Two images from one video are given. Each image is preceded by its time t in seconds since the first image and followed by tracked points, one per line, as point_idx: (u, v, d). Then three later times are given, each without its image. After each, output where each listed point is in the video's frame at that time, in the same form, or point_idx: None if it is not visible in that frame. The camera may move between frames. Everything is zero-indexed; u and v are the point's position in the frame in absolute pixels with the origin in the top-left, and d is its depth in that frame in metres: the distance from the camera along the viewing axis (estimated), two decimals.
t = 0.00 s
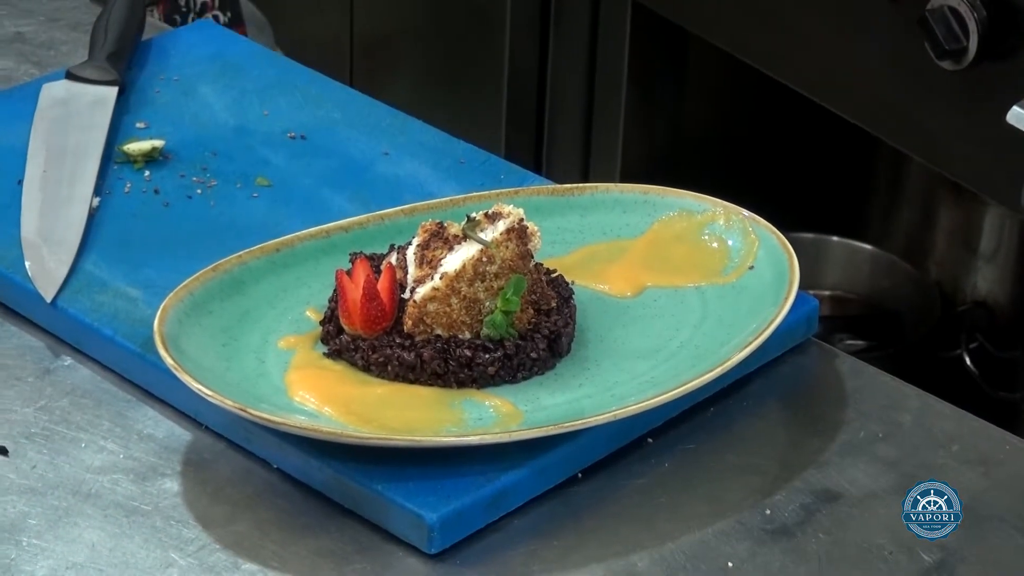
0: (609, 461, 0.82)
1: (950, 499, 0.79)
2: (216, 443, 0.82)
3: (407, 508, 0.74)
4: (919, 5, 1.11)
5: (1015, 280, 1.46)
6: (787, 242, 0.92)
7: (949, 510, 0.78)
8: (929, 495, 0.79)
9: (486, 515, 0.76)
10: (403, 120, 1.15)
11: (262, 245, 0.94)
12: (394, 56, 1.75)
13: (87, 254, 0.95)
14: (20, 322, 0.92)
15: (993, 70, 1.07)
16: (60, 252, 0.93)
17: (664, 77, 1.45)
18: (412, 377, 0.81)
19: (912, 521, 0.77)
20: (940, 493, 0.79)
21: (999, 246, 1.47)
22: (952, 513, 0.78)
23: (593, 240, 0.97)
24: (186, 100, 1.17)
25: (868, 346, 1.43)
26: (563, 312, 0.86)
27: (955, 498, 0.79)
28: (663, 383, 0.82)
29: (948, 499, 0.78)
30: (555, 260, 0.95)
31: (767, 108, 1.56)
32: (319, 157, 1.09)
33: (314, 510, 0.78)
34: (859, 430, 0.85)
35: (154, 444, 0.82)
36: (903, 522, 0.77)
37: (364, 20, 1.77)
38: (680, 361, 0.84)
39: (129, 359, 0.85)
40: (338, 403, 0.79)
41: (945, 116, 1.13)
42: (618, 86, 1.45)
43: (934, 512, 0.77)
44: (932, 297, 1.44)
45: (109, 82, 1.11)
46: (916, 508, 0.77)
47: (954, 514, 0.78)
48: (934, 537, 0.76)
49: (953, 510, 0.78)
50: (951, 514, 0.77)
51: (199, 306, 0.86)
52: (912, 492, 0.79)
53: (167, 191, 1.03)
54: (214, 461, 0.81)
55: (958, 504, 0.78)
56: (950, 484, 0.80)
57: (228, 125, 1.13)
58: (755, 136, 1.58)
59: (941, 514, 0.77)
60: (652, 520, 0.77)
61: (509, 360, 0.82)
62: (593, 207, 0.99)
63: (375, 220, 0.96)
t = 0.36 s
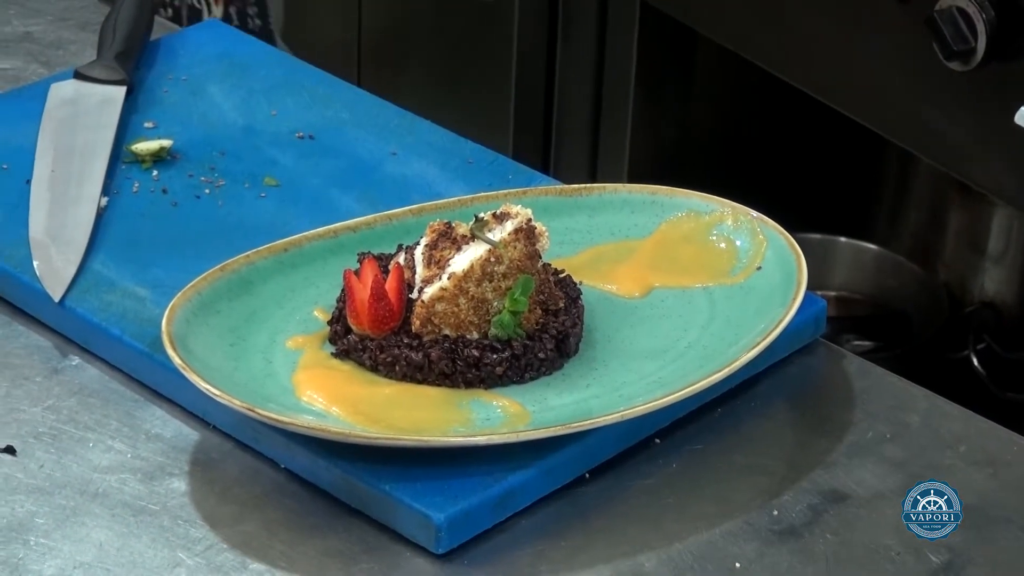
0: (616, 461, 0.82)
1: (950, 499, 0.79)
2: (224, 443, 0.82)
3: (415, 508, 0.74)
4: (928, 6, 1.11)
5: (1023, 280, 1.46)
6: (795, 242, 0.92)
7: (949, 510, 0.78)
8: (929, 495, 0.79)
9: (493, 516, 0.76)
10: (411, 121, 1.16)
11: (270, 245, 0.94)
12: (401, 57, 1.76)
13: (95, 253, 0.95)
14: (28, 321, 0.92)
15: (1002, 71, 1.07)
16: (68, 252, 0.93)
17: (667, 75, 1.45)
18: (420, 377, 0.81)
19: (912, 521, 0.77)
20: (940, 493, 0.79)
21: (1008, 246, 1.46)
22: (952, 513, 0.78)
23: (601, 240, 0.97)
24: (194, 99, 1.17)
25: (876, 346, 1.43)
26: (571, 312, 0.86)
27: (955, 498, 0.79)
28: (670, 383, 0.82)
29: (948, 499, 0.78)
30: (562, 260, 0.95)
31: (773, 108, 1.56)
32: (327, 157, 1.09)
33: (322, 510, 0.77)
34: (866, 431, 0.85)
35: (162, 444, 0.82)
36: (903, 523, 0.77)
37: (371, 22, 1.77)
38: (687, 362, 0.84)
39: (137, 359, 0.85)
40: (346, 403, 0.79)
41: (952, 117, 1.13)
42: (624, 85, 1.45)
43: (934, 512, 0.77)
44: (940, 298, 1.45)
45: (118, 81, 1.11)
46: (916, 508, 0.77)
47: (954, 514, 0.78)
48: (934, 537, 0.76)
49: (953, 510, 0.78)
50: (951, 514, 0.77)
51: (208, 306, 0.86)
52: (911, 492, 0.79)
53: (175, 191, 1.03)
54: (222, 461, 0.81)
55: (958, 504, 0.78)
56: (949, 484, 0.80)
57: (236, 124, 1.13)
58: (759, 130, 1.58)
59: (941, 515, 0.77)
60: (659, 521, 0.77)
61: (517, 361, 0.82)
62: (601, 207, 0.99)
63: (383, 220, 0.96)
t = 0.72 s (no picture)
0: (619, 461, 0.82)
1: (950, 499, 0.79)
2: (226, 443, 0.82)
3: (417, 509, 0.74)
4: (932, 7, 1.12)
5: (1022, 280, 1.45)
6: (796, 241, 0.92)
7: (950, 510, 0.78)
8: (929, 495, 0.79)
9: (495, 516, 0.76)
10: (413, 120, 1.16)
11: (272, 245, 0.94)
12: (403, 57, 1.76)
13: (97, 253, 0.95)
14: (30, 321, 0.92)
15: (1005, 71, 1.07)
16: (70, 252, 0.93)
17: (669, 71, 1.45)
18: (423, 377, 0.81)
19: (912, 521, 0.77)
20: (940, 493, 0.79)
21: (1009, 247, 1.46)
22: (952, 513, 0.78)
23: (604, 240, 0.97)
24: (196, 99, 1.17)
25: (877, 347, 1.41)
26: (573, 312, 0.86)
27: (955, 498, 0.79)
28: (672, 383, 0.82)
29: (948, 499, 0.78)
30: (565, 260, 0.95)
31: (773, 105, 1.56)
32: (329, 157, 1.09)
33: (324, 510, 0.77)
34: (868, 431, 0.85)
35: (165, 444, 0.82)
36: (903, 523, 0.77)
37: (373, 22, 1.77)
38: (689, 362, 0.84)
39: (140, 359, 0.86)
40: (348, 403, 0.79)
41: (954, 117, 1.13)
42: (625, 86, 1.45)
43: (934, 512, 0.77)
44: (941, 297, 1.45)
45: (121, 82, 1.11)
46: (916, 508, 0.77)
47: (954, 514, 0.78)
48: (934, 537, 0.76)
49: (953, 510, 0.78)
50: (951, 514, 0.77)
51: (210, 306, 0.86)
52: (912, 492, 0.79)
53: (177, 191, 1.03)
54: (225, 461, 0.81)
55: (958, 504, 0.78)
56: (950, 484, 0.80)
57: (238, 124, 1.13)
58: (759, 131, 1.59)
59: (941, 515, 0.77)
60: (661, 521, 0.77)
61: (518, 361, 0.82)
62: (603, 207, 0.99)
63: (385, 220, 0.96)
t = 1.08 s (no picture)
0: (618, 461, 0.82)
1: (950, 499, 0.78)
2: (224, 443, 0.82)
3: (416, 509, 0.74)
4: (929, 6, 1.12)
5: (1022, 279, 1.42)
6: (794, 239, 0.92)
7: (950, 510, 0.78)
8: (929, 495, 0.78)
9: (495, 516, 0.76)
10: (411, 120, 1.16)
11: (271, 245, 0.94)
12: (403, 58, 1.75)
13: (96, 253, 0.95)
14: (29, 321, 0.92)
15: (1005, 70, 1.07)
16: (70, 252, 0.93)
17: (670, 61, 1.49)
18: (421, 377, 0.81)
19: (912, 521, 0.77)
20: (940, 493, 0.79)
21: (1008, 246, 1.43)
22: (952, 513, 0.77)
23: (602, 240, 0.98)
24: (194, 100, 1.17)
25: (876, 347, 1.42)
26: (572, 312, 0.86)
27: (955, 498, 0.79)
28: (670, 384, 0.82)
29: (948, 499, 0.78)
30: (564, 260, 0.96)
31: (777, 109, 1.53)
32: (328, 157, 1.09)
33: (323, 510, 0.77)
34: (867, 431, 0.85)
35: (163, 444, 0.82)
36: (903, 523, 0.77)
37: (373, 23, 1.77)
38: (687, 362, 0.84)
39: (138, 358, 0.85)
40: (347, 403, 0.79)
41: (953, 116, 1.14)
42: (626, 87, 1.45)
43: (934, 512, 0.77)
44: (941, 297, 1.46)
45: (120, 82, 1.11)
46: (916, 508, 0.77)
47: (954, 514, 0.77)
48: (934, 537, 0.76)
49: (953, 510, 0.78)
50: (951, 514, 0.77)
51: (209, 306, 0.86)
52: (912, 492, 0.79)
53: (176, 191, 1.03)
54: (224, 461, 0.81)
55: (958, 504, 0.78)
56: (950, 484, 0.80)
57: (237, 124, 1.13)
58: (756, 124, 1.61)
59: (941, 515, 0.77)
60: (660, 521, 0.77)
61: (517, 361, 0.82)
62: (602, 208, 1.00)
63: (384, 219, 0.96)
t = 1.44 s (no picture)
0: (617, 462, 0.82)
1: (950, 499, 0.78)
2: (224, 443, 0.82)
3: (416, 509, 0.74)
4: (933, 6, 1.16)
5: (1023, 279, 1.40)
6: (793, 239, 0.92)
7: (950, 510, 0.78)
8: (929, 495, 0.78)
9: (494, 516, 0.76)
10: (411, 121, 1.16)
11: (271, 245, 0.94)
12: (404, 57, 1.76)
13: (96, 253, 0.95)
14: (29, 321, 0.92)
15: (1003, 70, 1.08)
16: (70, 252, 0.94)
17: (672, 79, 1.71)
18: (421, 377, 0.81)
19: (912, 521, 0.77)
20: (940, 493, 0.79)
21: (1009, 244, 1.40)
22: (952, 513, 0.77)
23: (602, 240, 0.98)
24: (194, 100, 1.17)
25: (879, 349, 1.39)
26: (572, 312, 0.86)
27: (955, 498, 0.79)
28: (671, 384, 0.81)
29: (948, 499, 0.78)
30: (564, 260, 0.96)
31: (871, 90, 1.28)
32: (328, 157, 1.09)
33: (323, 510, 0.77)
34: (867, 431, 0.85)
35: (163, 444, 0.82)
36: (903, 522, 0.77)
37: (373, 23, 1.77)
38: (687, 362, 0.84)
39: (138, 358, 0.85)
40: (347, 403, 0.79)
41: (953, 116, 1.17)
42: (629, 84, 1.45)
43: (934, 512, 0.77)
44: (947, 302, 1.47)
45: (119, 82, 1.11)
46: (916, 508, 0.77)
47: (954, 514, 0.77)
48: (934, 537, 0.76)
49: (953, 510, 0.78)
50: (951, 514, 0.77)
51: (209, 306, 0.86)
52: (912, 492, 0.79)
53: (176, 191, 1.03)
54: (223, 461, 0.81)
55: (958, 504, 0.78)
56: (950, 484, 0.80)
57: (237, 124, 1.13)
58: (758, 119, 1.69)
59: (941, 515, 0.77)
60: (660, 521, 0.77)
61: (517, 361, 0.82)
62: (601, 208, 1.00)
63: (384, 220, 0.97)
